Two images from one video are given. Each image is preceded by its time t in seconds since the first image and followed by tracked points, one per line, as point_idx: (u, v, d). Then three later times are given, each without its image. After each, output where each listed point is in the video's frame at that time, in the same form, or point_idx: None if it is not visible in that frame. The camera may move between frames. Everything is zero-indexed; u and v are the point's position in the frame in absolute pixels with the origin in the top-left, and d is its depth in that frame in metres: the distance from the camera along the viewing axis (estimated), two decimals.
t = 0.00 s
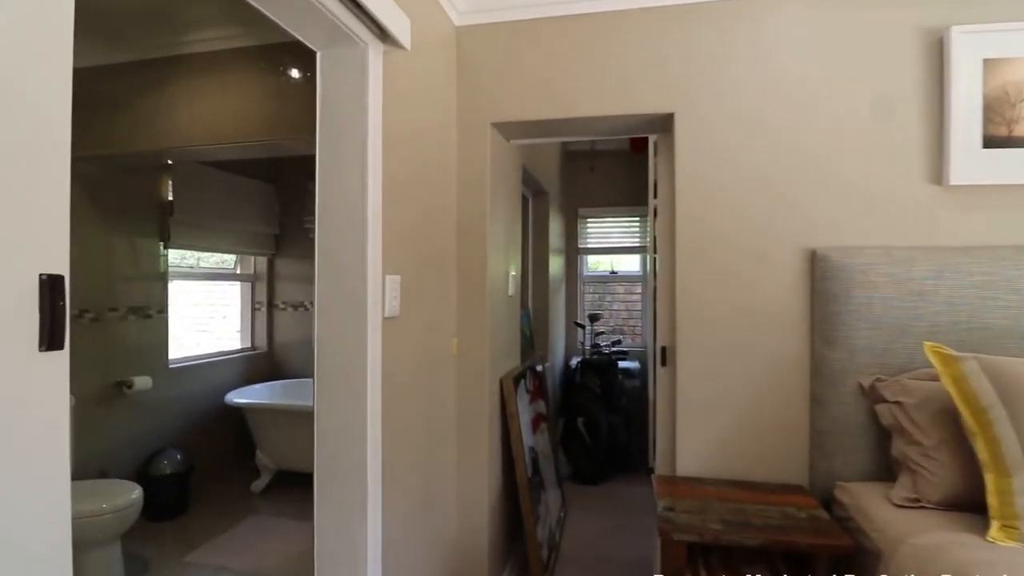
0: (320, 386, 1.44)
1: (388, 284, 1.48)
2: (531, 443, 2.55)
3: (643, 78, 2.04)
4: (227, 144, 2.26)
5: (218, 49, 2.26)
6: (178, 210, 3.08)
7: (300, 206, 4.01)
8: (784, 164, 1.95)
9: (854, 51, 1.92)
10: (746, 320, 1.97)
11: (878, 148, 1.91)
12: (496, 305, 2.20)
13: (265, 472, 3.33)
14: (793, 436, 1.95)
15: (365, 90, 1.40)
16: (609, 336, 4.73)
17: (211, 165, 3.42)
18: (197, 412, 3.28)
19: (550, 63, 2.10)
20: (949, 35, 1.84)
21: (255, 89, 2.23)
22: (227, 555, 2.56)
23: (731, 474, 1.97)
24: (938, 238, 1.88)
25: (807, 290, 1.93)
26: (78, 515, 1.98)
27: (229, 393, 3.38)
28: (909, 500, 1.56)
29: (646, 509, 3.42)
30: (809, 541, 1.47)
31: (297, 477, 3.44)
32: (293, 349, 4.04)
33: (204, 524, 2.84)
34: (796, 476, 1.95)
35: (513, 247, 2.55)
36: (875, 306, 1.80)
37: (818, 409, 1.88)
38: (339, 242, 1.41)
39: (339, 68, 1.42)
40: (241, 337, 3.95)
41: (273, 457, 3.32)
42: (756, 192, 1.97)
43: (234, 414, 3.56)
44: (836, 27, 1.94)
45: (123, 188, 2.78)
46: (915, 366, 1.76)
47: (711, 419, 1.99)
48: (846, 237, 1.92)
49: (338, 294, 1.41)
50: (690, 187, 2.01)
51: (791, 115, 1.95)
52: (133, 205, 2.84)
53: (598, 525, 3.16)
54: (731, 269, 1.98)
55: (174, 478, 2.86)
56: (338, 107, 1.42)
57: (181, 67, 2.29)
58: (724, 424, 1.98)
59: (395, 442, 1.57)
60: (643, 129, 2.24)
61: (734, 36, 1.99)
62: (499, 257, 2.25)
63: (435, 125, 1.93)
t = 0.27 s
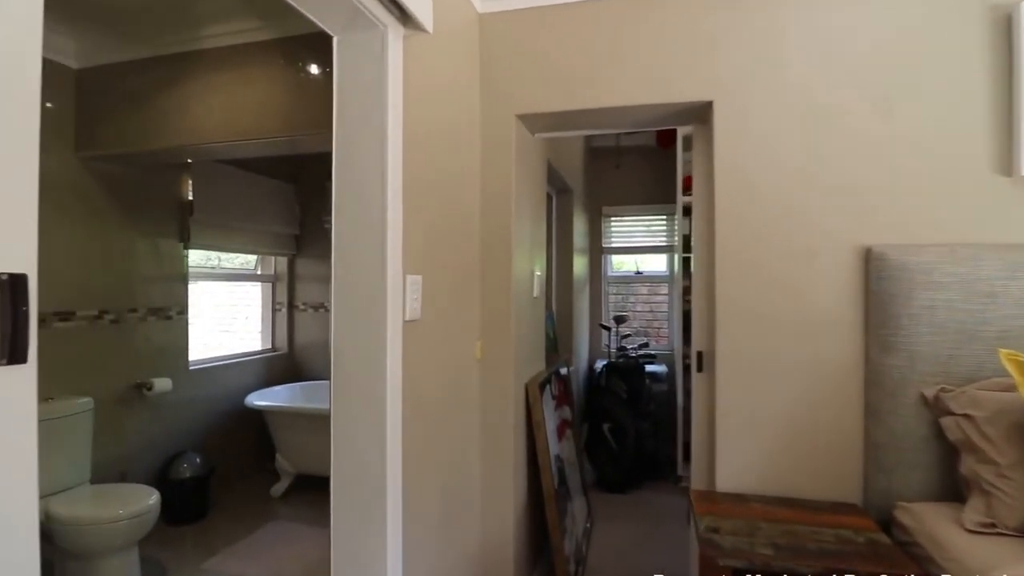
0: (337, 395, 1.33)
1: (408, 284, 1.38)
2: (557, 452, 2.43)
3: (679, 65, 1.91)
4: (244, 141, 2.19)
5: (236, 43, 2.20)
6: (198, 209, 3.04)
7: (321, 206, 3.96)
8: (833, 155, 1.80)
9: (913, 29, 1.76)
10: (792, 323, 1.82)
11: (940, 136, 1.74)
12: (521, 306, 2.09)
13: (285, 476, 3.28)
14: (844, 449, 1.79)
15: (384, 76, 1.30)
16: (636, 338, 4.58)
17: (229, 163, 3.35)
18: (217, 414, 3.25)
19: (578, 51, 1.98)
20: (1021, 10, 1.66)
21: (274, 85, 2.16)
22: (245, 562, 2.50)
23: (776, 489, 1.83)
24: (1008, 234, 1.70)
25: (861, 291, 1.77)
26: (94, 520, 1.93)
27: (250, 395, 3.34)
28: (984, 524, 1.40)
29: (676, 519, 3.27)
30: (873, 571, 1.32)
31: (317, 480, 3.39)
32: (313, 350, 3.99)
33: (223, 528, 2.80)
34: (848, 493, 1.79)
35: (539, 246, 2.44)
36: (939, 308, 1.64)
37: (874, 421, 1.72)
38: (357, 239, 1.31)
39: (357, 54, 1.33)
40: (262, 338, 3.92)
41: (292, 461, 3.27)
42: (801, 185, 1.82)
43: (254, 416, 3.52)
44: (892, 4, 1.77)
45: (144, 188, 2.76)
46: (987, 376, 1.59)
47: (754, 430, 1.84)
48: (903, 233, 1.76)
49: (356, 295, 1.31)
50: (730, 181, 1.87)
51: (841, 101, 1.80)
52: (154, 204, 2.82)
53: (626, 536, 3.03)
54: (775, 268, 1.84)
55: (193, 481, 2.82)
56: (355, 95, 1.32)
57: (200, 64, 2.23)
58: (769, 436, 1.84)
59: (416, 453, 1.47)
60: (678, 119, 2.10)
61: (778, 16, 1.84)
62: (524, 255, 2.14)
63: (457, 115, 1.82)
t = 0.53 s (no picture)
0: (352, 405, 1.22)
1: (428, 284, 1.27)
2: (583, 462, 2.31)
3: (717, 49, 1.77)
4: (262, 137, 2.14)
5: (252, 38, 2.14)
6: (218, 210, 3.01)
7: (340, 207, 3.92)
8: (888, 145, 1.65)
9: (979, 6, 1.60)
10: (842, 329, 1.68)
11: (1011, 122, 1.58)
12: (546, 309, 1.99)
13: (304, 480, 3.24)
14: (900, 466, 1.64)
15: (401, 61, 1.21)
16: (662, 341, 4.43)
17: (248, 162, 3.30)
18: (236, 417, 3.21)
19: (607, 38, 1.86)
20: None
21: (291, 80, 2.09)
22: (263, 569, 2.44)
23: (824, 509, 1.68)
24: None
25: (920, 294, 1.62)
26: (110, 527, 1.88)
27: (269, 398, 3.30)
28: None
29: (706, 530, 3.12)
30: None
31: (336, 485, 3.33)
32: (333, 352, 3.95)
33: (241, 534, 2.75)
34: (905, 513, 1.64)
35: (563, 246, 2.33)
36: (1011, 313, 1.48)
37: (935, 436, 1.57)
38: (373, 236, 1.21)
39: (372, 39, 1.23)
40: (281, 340, 3.89)
41: (311, 465, 3.22)
42: (852, 178, 1.67)
43: (273, 419, 3.49)
44: None
45: (163, 188, 2.73)
46: None
47: (800, 444, 1.70)
48: (968, 230, 1.60)
49: (372, 296, 1.20)
50: (773, 174, 1.73)
51: (897, 87, 1.65)
52: (174, 205, 2.80)
53: (654, 549, 2.89)
54: (823, 269, 1.69)
55: (211, 485, 2.77)
56: (371, 80, 1.23)
57: (217, 60, 2.17)
58: (816, 450, 1.69)
59: (437, 467, 1.37)
60: (713, 110, 1.97)
61: None
62: (549, 256, 2.03)
63: (479, 108, 1.73)
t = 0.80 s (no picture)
0: (374, 423, 1.10)
1: (454, 285, 1.16)
2: (613, 469, 2.22)
3: (759, 34, 1.66)
4: (282, 135, 2.10)
5: (274, 35, 2.11)
6: (242, 210, 3.01)
7: (363, 207, 3.91)
8: (949, 133, 1.52)
9: None
10: (897, 333, 1.55)
11: None
12: (575, 311, 1.91)
13: (328, 482, 3.22)
14: (963, 482, 1.51)
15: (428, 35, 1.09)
16: (692, 343, 4.30)
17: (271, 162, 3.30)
18: (261, 418, 3.21)
19: (639, 25, 1.77)
20: None
21: (314, 76, 2.05)
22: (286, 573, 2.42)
23: (877, 527, 1.57)
24: None
25: (984, 295, 1.49)
26: (135, 528, 1.87)
27: (293, 399, 3.29)
28: None
29: (739, 541, 2.99)
30: None
31: (360, 487, 3.31)
32: (356, 353, 3.94)
33: (266, 536, 2.73)
34: (969, 533, 1.51)
35: (592, 245, 2.25)
36: None
37: (1004, 451, 1.44)
38: (397, 234, 1.09)
39: (395, 10, 1.11)
40: (306, 341, 3.89)
41: (335, 467, 3.20)
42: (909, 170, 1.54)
43: (297, 420, 3.48)
44: None
45: (187, 188, 2.72)
46: None
47: (850, 457, 1.58)
48: None
49: (396, 300, 1.09)
50: (820, 166, 1.61)
51: (958, 70, 1.51)
52: (197, 205, 2.78)
53: (686, 560, 2.77)
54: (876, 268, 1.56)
55: (237, 486, 2.77)
56: (395, 62, 1.11)
57: (239, 58, 2.15)
58: (868, 464, 1.57)
59: (463, 478, 1.30)
60: (751, 100, 1.86)
61: None
62: (578, 255, 1.95)
63: (506, 100, 1.65)
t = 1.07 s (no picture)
0: (410, 430, 1.04)
1: (493, 284, 1.09)
2: (652, 477, 2.13)
3: (813, 16, 1.55)
4: (313, 134, 2.09)
5: (306, 33, 2.10)
6: (274, 211, 3.02)
7: (393, 207, 3.89)
8: None
9: None
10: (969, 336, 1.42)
11: None
12: (614, 311, 1.83)
13: (358, 482, 3.21)
14: None
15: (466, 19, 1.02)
16: (728, 346, 4.15)
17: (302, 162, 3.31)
18: (293, 417, 3.22)
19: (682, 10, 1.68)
20: None
21: (345, 74, 2.03)
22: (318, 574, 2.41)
23: (947, 547, 1.44)
24: None
25: None
26: (169, 527, 1.87)
27: (323, 399, 3.30)
28: None
29: (782, 553, 2.84)
30: None
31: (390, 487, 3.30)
32: (386, 353, 3.94)
33: (297, 536, 2.74)
34: None
35: (629, 243, 2.16)
36: None
37: None
38: (434, 229, 1.03)
39: None
40: (336, 341, 3.90)
41: (365, 467, 3.19)
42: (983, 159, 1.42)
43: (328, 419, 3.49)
44: None
45: (220, 188, 2.74)
46: None
47: (916, 470, 1.46)
48: None
49: (432, 299, 1.02)
50: (881, 157, 1.49)
51: None
52: (231, 206, 2.80)
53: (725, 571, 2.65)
54: (945, 266, 1.44)
55: (269, 485, 2.78)
56: (432, 47, 1.05)
57: (272, 57, 2.15)
58: (936, 479, 1.45)
59: (501, 487, 1.23)
60: (802, 87, 1.75)
61: None
62: (616, 253, 1.87)
63: (543, 91, 1.57)
